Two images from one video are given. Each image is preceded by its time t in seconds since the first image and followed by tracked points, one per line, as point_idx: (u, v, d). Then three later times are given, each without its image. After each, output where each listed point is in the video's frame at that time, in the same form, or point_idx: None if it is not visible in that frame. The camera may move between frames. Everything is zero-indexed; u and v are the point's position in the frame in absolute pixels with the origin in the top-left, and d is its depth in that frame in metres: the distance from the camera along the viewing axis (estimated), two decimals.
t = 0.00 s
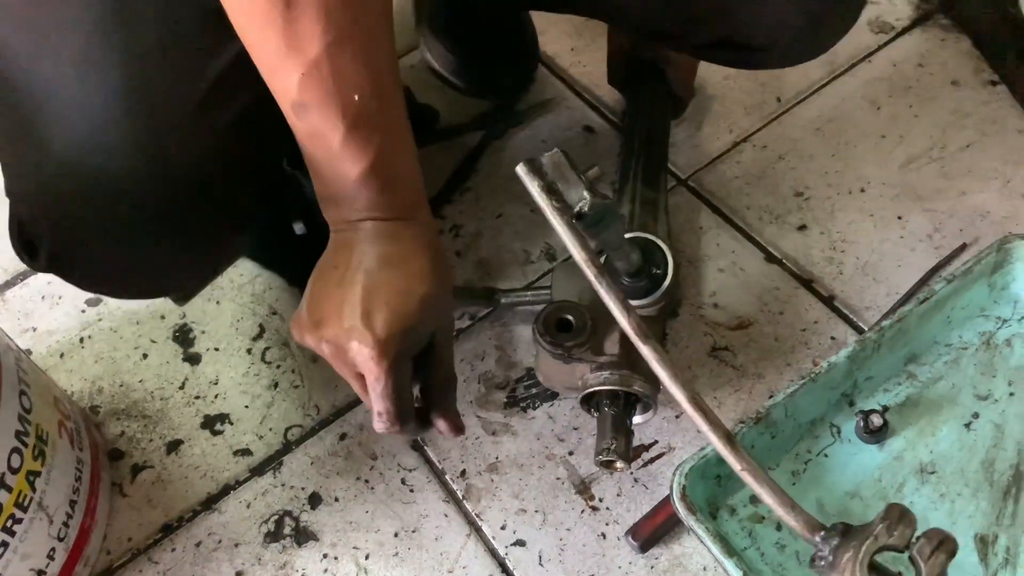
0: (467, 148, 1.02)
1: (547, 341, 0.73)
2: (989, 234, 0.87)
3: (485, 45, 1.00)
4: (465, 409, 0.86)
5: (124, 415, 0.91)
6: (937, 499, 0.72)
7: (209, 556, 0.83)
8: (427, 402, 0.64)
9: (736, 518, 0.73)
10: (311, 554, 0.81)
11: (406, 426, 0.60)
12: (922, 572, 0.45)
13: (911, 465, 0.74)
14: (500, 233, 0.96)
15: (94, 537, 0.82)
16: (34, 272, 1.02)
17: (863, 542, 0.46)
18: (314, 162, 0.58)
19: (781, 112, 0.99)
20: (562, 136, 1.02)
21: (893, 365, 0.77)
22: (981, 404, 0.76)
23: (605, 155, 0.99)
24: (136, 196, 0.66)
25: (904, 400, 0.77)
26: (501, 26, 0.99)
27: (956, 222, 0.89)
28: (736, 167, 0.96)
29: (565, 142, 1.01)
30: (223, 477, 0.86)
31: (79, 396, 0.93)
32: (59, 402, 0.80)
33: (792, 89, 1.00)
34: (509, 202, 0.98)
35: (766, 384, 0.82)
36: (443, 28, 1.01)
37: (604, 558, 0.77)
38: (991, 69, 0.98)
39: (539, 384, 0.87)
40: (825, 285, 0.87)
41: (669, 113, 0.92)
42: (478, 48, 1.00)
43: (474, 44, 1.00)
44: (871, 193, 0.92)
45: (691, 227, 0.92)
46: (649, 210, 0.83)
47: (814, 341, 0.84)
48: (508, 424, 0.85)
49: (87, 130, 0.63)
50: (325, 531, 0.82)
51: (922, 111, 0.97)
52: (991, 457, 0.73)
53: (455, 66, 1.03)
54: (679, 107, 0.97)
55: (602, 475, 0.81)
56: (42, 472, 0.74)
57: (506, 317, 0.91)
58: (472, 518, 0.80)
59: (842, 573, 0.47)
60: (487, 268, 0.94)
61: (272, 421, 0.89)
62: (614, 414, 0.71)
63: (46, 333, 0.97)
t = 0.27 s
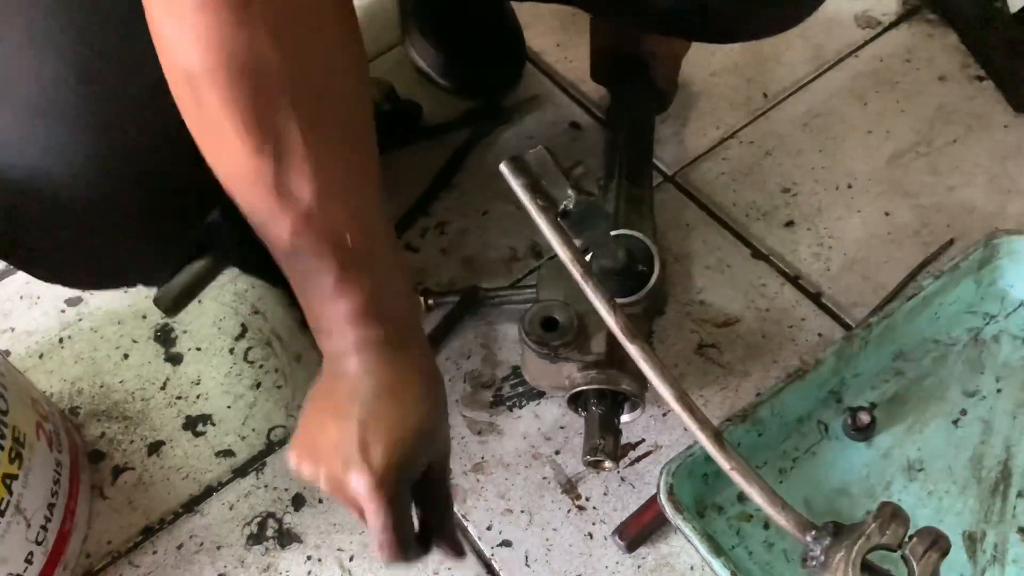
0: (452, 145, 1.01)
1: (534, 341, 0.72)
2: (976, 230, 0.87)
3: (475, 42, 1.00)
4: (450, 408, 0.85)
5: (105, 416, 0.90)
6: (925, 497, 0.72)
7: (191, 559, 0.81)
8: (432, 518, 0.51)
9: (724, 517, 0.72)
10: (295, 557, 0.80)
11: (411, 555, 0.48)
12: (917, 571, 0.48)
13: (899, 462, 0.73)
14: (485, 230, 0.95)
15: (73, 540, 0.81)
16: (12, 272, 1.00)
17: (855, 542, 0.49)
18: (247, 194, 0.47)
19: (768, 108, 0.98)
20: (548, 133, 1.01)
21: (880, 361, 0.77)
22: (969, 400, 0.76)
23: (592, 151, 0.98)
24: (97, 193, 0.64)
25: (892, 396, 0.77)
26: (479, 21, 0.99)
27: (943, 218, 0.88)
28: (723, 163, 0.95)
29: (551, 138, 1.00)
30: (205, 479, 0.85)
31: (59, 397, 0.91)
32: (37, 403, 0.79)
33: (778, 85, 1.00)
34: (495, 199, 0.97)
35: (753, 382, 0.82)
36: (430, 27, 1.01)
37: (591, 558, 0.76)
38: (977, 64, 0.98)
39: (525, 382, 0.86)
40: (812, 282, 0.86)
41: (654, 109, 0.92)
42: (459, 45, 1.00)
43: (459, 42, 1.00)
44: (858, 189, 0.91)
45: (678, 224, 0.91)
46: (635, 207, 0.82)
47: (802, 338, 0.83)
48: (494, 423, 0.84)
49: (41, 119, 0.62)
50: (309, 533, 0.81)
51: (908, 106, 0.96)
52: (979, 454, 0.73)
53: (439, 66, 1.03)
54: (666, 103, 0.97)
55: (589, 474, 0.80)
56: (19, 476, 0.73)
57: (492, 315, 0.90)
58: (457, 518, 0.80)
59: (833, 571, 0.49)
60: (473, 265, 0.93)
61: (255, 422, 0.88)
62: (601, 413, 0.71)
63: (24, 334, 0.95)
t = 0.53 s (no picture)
0: (444, 142, 1.01)
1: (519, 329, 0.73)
2: (966, 224, 0.88)
3: (460, 39, 1.00)
4: (444, 404, 0.85)
5: (96, 415, 0.89)
6: (918, 490, 0.72)
7: (184, 557, 0.81)
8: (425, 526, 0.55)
9: (718, 511, 0.72)
10: (289, 554, 0.80)
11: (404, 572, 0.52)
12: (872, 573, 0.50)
13: (892, 455, 0.74)
14: (478, 226, 0.95)
15: (65, 539, 0.80)
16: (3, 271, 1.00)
17: (814, 542, 0.51)
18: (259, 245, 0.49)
19: (759, 103, 0.98)
20: (540, 129, 1.01)
21: (872, 355, 0.77)
22: (961, 393, 0.76)
23: (584, 147, 0.98)
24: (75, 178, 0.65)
25: (885, 390, 0.77)
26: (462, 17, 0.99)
27: (934, 212, 0.89)
28: (715, 158, 0.95)
29: (544, 134, 1.00)
30: (198, 477, 0.85)
31: (50, 396, 0.91)
32: (28, 402, 0.78)
33: (770, 80, 1.00)
34: (487, 195, 0.97)
35: (747, 376, 0.82)
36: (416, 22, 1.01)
37: (585, 553, 0.76)
38: (967, 58, 0.98)
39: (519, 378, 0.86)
40: (804, 276, 0.86)
41: (652, 105, 0.91)
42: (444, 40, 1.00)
43: (445, 38, 1.00)
44: (850, 183, 0.91)
45: (670, 220, 0.91)
46: (628, 202, 0.82)
47: (794, 332, 0.84)
48: (487, 419, 0.84)
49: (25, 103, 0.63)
50: (303, 530, 0.81)
51: (899, 101, 0.96)
52: (971, 447, 0.73)
53: (426, 62, 1.02)
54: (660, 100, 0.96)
55: (583, 470, 0.80)
56: (11, 475, 0.72)
57: (485, 312, 0.90)
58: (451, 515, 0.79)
59: (793, 569, 0.52)
60: (465, 262, 0.93)
61: (248, 419, 0.87)
62: (583, 406, 0.71)
63: (15, 333, 0.95)
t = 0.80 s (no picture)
0: (438, 140, 1.01)
1: (514, 328, 0.73)
2: (959, 220, 0.88)
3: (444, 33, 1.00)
4: (438, 402, 0.85)
5: (90, 415, 0.89)
6: (911, 486, 0.72)
7: (178, 557, 0.81)
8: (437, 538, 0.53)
9: (712, 508, 0.72)
10: (283, 554, 0.80)
11: None
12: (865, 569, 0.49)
13: (886, 452, 0.74)
14: (471, 225, 0.95)
15: (59, 540, 0.80)
16: None
17: (807, 537, 0.51)
18: (256, 269, 0.49)
19: (753, 100, 0.98)
20: (534, 127, 1.00)
21: (865, 351, 0.77)
22: (954, 389, 0.76)
23: (578, 145, 0.98)
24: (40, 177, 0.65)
25: (878, 386, 0.77)
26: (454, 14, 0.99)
27: (927, 208, 0.89)
28: (708, 156, 0.95)
29: (537, 132, 1.00)
30: (192, 477, 0.85)
31: (43, 397, 0.90)
32: (21, 403, 0.78)
33: (763, 77, 1.00)
34: (481, 194, 0.97)
35: (740, 373, 0.82)
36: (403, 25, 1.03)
37: (580, 551, 0.76)
38: (960, 55, 0.98)
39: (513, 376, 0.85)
40: (797, 273, 0.87)
41: (647, 103, 0.91)
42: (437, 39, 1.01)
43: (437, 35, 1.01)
44: (843, 180, 0.92)
45: (664, 217, 0.91)
46: (621, 199, 0.82)
47: (788, 329, 0.84)
48: (482, 417, 0.84)
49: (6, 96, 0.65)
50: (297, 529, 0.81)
51: (892, 98, 0.97)
52: (964, 443, 0.74)
53: (419, 61, 1.03)
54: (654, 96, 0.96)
55: (577, 468, 0.80)
56: (3, 476, 0.72)
57: (479, 310, 0.90)
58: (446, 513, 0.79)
59: (783, 565, 0.52)
60: (459, 260, 0.93)
61: (242, 419, 0.87)
62: (578, 404, 0.71)
63: (8, 333, 0.95)
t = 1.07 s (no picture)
0: (438, 138, 1.01)
1: (516, 328, 0.73)
2: (959, 217, 0.88)
3: (438, 21, 1.00)
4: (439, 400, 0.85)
5: (91, 414, 0.89)
6: (911, 482, 0.72)
7: (181, 555, 0.81)
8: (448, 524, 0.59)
9: (712, 505, 0.72)
10: (285, 551, 0.80)
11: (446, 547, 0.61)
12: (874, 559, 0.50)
13: (886, 448, 0.74)
14: (472, 223, 0.95)
15: (61, 538, 0.80)
16: None
17: (817, 528, 0.52)
18: (273, 294, 0.53)
19: (752, 98, 0.99)
20: (534, 125, 1.01)
21: (865, 348, 0.78)
22: (954, 386, 0.76)
23: (578, 143, 0.98)
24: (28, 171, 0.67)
25: (878, 383, 0.77)
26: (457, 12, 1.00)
27: (927, 206, 0.89)
28: (708, 153, 0.95)
29: (537, 131, 1.00)
30: (194, 475, 0.85)
31: (45, 396, 0.90)
32: (23, 401, 0.78)
33: (763, 75, 1.00)
34: (481, 192, 0.97)
35: (741, 370, 0.82)
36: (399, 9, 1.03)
37: (581, 548, 0.76)
38: (959, 52, 0.99)
39: (513, 374, 0.86)
40: (797, 271, 0.87)
41: (643, 103, 0.92)
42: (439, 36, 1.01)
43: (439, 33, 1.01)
44: (843, 178, 0.92)
45: (664, 215, 0.91)
46: (621, 197, 0.82)
47: (788, 327, 0.84)
48: (482, 415, 0.84)
49: None
50: (298, 527, 0.81)
51: (892, 95, 0.97)
52: (964, 439, 0.74)
53: (420, 59, 1.02)
54: (653, 94, 0.96)
55: (578, 465, 0.80)
56: (6, 474, 0.72)
57: (479, 308, 0.90)
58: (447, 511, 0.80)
59: (796, 556, 0.53)
60: (459, 258, 0.93)
61: (243, 417, 0.87)
62: (581, 403, 0.72)
63: (9, 332, 0.95)
